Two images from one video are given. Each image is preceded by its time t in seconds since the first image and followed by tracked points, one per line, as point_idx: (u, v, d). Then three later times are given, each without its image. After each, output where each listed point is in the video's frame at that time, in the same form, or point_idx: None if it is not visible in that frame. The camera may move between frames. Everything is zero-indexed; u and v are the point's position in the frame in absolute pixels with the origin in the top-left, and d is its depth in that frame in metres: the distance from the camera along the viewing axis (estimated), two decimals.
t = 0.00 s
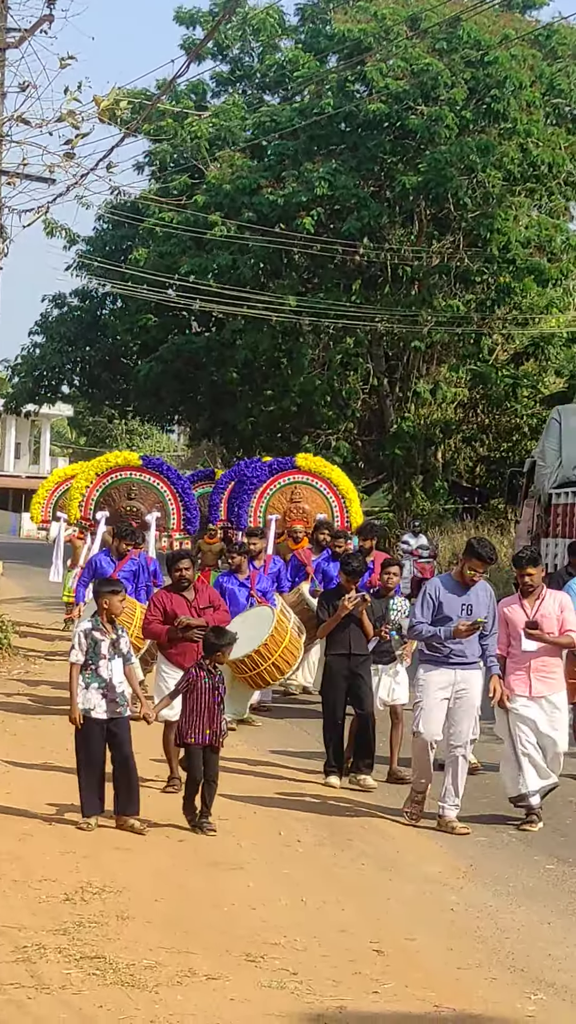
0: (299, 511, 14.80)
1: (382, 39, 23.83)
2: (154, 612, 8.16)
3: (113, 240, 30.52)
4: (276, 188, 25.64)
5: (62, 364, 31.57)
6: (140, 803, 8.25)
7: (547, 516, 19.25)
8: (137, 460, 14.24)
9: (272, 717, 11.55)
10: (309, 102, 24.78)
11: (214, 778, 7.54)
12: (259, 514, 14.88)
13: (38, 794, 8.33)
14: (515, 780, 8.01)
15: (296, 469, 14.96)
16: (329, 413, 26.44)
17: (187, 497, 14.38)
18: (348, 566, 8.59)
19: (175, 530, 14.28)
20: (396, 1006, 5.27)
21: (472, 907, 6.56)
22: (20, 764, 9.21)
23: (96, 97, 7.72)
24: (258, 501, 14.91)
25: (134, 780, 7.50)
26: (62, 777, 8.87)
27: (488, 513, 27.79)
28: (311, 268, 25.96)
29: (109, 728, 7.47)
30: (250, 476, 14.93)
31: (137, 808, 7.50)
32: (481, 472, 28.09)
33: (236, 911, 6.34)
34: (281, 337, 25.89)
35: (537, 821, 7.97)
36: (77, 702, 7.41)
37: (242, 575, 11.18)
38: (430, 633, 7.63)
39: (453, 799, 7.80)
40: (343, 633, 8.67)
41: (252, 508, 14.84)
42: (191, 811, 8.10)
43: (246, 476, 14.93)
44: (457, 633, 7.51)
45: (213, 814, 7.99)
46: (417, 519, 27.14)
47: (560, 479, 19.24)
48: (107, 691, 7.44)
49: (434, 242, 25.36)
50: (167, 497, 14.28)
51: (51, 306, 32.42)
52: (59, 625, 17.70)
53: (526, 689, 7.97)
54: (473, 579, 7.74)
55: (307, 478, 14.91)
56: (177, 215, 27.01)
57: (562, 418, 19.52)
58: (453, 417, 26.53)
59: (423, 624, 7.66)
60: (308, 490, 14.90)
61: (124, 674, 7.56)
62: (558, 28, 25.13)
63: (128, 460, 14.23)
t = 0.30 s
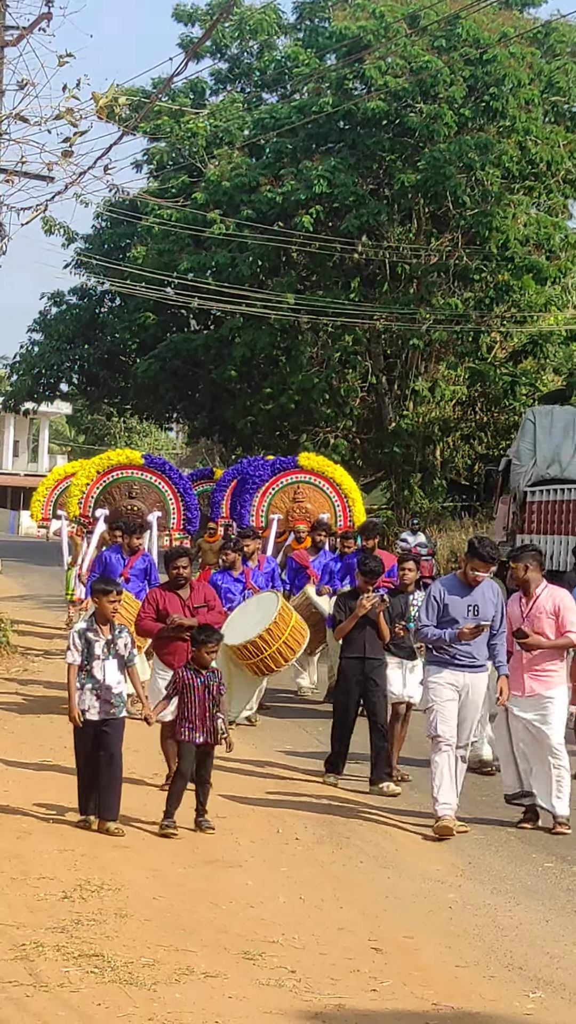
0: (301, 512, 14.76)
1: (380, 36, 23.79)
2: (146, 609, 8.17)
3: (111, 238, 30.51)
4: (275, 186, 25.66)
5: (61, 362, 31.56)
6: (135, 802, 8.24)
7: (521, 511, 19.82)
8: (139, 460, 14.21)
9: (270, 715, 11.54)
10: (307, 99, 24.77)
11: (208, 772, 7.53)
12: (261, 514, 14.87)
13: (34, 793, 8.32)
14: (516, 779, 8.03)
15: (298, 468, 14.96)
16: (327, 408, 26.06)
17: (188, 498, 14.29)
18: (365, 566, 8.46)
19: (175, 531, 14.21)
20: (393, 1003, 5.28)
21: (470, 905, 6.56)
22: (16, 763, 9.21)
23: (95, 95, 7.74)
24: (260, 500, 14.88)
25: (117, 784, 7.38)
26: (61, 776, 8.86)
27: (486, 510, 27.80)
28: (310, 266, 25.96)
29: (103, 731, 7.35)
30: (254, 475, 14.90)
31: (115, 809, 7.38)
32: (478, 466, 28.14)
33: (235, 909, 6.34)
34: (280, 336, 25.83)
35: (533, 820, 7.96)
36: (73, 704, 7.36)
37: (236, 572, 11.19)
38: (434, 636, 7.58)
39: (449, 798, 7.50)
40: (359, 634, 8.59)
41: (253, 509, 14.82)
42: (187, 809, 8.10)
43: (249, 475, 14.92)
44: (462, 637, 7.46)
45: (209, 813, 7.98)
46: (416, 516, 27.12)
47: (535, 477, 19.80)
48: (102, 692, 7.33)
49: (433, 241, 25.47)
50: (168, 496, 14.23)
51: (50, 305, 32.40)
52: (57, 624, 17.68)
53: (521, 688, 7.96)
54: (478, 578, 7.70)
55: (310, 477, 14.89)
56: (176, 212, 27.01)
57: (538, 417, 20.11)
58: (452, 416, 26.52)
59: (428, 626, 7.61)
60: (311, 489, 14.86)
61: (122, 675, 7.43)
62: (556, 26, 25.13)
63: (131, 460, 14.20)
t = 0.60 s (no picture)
0: (298, 510, 14.80)
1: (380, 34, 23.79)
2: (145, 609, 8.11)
3: (110, 235, 30.52)
4: (274, 183, 25.68)
5: (60, 360, 31.56)
6: (134, 800, 8.23)
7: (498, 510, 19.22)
8: (133, 459, 13.97)
9: (269, 713, 11.53)
10: (306, 97, 24.79)
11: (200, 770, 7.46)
12: (257, 512, 14.79)
13: (31, 792, 8.31)
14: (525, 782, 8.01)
15: (293, 466, 14.97)
16: (326, 406, 26.13)
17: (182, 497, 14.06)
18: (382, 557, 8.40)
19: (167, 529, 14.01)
20: (392, 1000, 5.29)
21: (467, 901, 6.57)
22: (14, 761, 9.20)
23: (94, 93, 7.76)
24: (255, 499, 14.85)
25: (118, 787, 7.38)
26: (60, 774, 8.85)
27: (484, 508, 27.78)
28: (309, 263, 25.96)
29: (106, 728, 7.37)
30: (250, 473, 14.86)
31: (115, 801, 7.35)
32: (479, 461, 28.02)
33: (234, 906, 6.35)
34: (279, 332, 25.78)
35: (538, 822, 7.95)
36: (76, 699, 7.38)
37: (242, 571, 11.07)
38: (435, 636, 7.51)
39: (459, 804, 7.54)
40: (380, 632, 8.56)
41: (249, 506, 14.74)
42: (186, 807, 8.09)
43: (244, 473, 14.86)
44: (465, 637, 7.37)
45: (207, 811, 7.97)
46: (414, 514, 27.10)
47: (512, 474, 19.25)
48: (106, 688, 7.36)
49: (432, 238, 25.48)
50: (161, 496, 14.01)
51: (49, 302, 32.41)
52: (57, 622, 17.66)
53: (522, 688, 7.92)
54: (476, 574, 7.60)
55: (305, 477, 14.92)
56: (175, 210, 27.03)
57: (514, 417, 19.40)
58: (451, 414, 26.58)
59: (429, 631, 7.53)
60: (306, 488, 14.93)
61: (127, 672, 7.46)
62: (555, 23, 25.12)
63: (124, 459, 13.97)
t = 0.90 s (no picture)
0: (291, 504, 14.77)
1: (379, 30, 23.79)
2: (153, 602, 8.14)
3: (109, 233, 30.50)
4: (273, 180, 25.68)
5: (59, 357, 31.55)
6: (134, 799, 8.22)
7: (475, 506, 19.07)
8: (124, 452, 13.98)
9: (269, 711, 11.50)
10: (306, 94, 24.80)
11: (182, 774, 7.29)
12: (249, 509, 14.79)
13: (31, 790, 8.30)
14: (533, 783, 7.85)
15: (287, 462, 14.90)
16: (325, 404, 26.08)
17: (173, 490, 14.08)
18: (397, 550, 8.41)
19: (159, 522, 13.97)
20: (393, 998, 5.29)
21: (467, 900, 6.55)
22: (14, 759, 9.20)
23: (94, 89, 7.76)
24: (247, 494, 14.82)
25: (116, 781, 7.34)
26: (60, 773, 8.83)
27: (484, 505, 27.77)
28: (307, 260, 25.96)
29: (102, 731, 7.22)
30: (242, 468, 14.81)
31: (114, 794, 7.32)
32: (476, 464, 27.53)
33: (234, 904, 6.34)
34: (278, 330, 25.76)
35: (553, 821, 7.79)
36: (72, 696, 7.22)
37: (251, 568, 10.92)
38: (441, 635, 7.26)
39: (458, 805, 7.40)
40: (395, 635, 8.32)
41: (240, 502, 14.75)
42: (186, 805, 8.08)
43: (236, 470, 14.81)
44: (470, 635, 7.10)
45: (207, 809, 7.96)
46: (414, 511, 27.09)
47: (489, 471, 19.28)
48: (101, 688, 7.21)
49: (431, 236, 25.49)
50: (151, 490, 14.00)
51: (48, 300, 32.39)
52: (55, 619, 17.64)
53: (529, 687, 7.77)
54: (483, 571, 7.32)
55: (299, 473, 14.86)
56: (174, 207, 27.02)
57: (491, 415, 19.38)
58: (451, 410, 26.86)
59: (435, 630, 7.27)
60: (300, 484, 14.85)
61: (124, 672, 7.27)
62: (555, 20, 25.07)
63: (117, 453, 14.00)
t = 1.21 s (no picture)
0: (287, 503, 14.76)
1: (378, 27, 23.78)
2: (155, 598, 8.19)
3: (107, 230, 30.48)
4: (271, 177, 25.67)
5: (57, 355, 31.53)
6: (133, 796, 8.22)
7: (450, 506, 17.77)
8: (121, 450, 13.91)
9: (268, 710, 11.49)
10: (305, 91, 24.82)
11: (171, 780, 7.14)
12: (245, 507, 14.69)
13: (31, 788, 8.30)
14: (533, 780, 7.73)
15: (282, 461, 14.90)
16: (324, 401, 26.08)
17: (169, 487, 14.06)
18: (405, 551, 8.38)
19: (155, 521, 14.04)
20: (391, 994, 5.29)
21: (466, 897, 6.55)
22: (13, 757, 9.20)
23: (93, 87, 7.78)
24: (243, 494, 14.70)
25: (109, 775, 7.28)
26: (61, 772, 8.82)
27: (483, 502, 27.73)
28: (305, 258, 25.96)
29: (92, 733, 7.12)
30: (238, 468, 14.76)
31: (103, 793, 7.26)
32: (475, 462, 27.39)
33: (234, 901, 6.34)
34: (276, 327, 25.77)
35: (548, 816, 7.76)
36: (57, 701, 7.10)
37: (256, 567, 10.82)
38: (458, 636, 7.15)
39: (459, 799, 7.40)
40: (406, 632, 8.30)
41: (236, 501, 14.64)
42: (185, 802, 8.09)
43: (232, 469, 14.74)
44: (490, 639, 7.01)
45: (207, 808, 7.95)
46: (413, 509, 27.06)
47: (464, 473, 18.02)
48: (85, 690, 7.09)
49: (429, 233, 25.46)
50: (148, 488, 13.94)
51: (46, 297, 32.38)
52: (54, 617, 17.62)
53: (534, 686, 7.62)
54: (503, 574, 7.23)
55: (294, 471, 14.86)
56: (172, 205, 27.02)
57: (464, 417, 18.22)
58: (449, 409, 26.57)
59: (452, 631, 7.17)
60: (296, 481, 14.86)
61: (110, 672, 7.15)
62: (554, 17, 25.05)
63: (113, 451, 13.94)
